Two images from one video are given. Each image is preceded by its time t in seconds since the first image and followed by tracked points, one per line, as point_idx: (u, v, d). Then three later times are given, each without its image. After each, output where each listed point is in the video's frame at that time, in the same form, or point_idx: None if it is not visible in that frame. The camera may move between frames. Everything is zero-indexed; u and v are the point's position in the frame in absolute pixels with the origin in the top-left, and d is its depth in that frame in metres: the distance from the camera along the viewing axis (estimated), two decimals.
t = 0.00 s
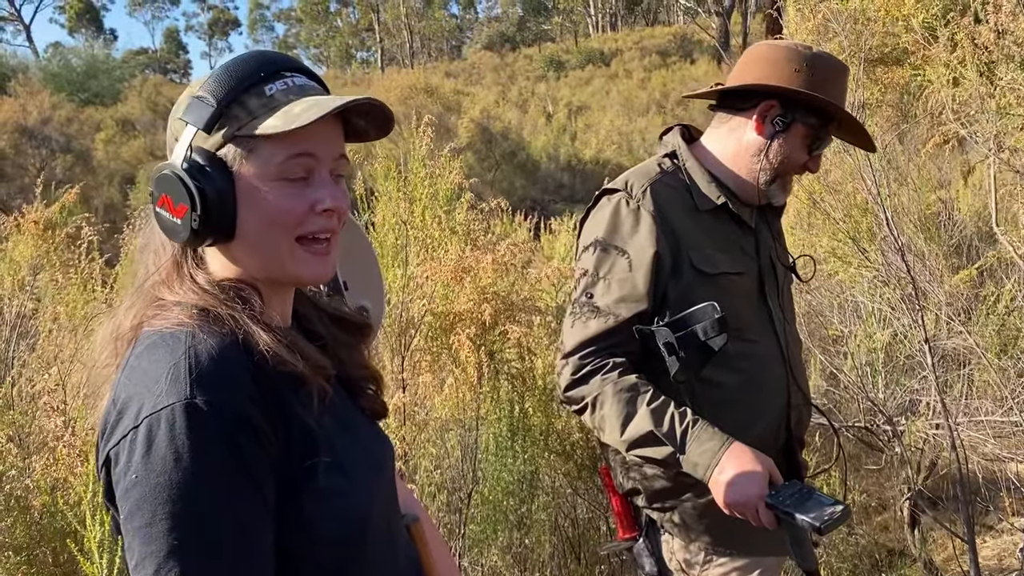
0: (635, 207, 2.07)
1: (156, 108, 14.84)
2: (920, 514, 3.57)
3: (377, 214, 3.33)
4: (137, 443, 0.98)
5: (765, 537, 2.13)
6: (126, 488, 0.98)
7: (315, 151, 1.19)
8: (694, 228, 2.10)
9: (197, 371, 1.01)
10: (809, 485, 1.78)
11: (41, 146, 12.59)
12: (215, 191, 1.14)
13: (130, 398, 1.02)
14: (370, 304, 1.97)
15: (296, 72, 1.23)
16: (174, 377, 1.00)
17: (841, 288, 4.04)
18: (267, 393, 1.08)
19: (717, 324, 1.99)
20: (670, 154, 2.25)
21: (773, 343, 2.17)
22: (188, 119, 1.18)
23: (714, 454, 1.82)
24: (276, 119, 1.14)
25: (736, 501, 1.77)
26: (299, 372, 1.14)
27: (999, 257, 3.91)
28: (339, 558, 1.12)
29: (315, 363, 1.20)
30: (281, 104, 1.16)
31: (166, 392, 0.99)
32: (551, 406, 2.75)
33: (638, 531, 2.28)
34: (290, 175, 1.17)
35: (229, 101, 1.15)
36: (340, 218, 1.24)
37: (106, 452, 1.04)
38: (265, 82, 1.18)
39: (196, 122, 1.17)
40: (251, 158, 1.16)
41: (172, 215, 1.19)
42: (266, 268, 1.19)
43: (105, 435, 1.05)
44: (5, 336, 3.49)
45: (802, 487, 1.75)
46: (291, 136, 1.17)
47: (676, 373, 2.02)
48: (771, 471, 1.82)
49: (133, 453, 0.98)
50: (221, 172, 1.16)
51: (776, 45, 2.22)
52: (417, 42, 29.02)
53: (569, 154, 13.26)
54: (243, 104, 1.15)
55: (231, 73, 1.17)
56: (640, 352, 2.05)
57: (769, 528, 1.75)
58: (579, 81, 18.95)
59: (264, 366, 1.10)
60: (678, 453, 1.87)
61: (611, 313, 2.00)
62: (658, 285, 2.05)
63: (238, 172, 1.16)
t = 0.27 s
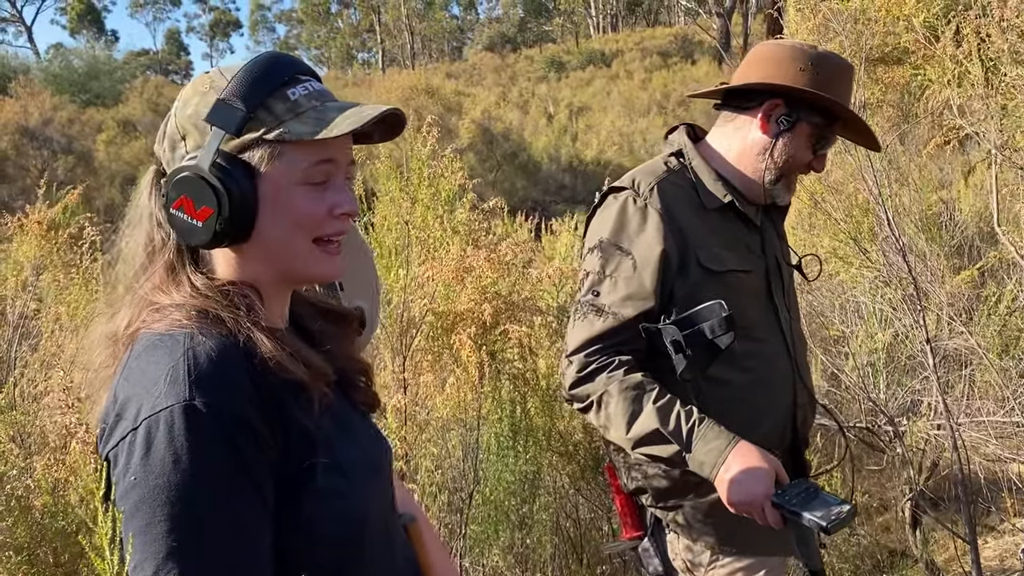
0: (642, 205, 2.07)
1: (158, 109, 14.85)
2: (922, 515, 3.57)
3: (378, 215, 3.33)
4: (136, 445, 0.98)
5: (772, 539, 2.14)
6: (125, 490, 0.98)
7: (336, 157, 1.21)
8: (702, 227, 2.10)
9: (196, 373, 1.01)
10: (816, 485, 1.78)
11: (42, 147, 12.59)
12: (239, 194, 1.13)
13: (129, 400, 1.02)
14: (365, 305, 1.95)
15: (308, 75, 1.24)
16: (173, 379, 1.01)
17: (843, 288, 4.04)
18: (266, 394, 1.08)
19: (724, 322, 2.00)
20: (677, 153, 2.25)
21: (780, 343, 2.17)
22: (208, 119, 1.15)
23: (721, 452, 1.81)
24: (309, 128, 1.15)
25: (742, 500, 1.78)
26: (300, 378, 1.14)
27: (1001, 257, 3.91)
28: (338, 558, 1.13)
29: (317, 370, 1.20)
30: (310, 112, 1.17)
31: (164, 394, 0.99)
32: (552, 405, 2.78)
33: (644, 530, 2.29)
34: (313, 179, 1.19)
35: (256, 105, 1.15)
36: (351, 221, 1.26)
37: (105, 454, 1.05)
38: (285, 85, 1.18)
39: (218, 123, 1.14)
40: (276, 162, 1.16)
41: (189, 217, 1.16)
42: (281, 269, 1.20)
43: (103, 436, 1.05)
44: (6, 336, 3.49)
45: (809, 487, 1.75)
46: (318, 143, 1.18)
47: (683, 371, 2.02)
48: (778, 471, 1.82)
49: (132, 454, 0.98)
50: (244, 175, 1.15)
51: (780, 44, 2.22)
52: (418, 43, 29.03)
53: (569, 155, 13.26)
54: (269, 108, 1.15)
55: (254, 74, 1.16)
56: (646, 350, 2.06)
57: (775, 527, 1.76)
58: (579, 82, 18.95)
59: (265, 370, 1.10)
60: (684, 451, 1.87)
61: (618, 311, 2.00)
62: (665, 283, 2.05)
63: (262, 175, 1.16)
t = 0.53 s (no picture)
0: (645, 206, 2.07)
1: (158, 110, 14.86)
2: (922, 515, 3.56)
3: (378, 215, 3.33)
4: (128, 446, 0.99)
5: (772, 538, 2.15)
6: (118, 491, 0.99)
7: (344, 166, 1.21)
8: (704, 227, 2.10)
9: (188, 375, 1.02)
10: (819, 484, 1.78)
11: (43, 147, 12.60)
12: (246, 198, 1.14)
13: (122, 401, 1.03)
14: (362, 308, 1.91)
15: (320, 83, 1.24)
16: (165, 381, 1.01)
17: (843, 288, 4.04)
18: (259, 396, 1.09)
19: (729, 321, 2.00)
20: (679, 153, 2.25)
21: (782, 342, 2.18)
22: (220, 123, 1.15)
23: (725, 450, 1.82)
24: (320, 136, 1.16)
25: (746, 499, 1.77)
26: (293, 384, 1.14)
27: (1001, 257, 3.91)
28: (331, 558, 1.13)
29: (312, 374, 1.20)
30: (321, 120, 1.18)
31: (157, 396, 1.00)
32: (552, 406, 2.76)
33: (646, 530, 2.28)
34: (320, 187, 1.19)
35: (268, 112, 1.15)
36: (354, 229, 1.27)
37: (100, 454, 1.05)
38: (298, 92, 1.19)
39: (230, 127, 1.14)
40: (286, 168, 1.17)
41: (195, 218, 1.15)
42: (280, 274, 1.20)
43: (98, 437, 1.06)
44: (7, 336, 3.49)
45: (813, 485, 1.75)
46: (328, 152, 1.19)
47: (687, 369, 2.02)
48: (781, 470, 1.82)
49: (125, 455, 0.99)
50: (252, 179, 1.15)
51: (781, 45, 2.23)
52: (418, 43, 29.04)
53: (569, 155, 13.26)
54: (281, 115, 1.16)
55: (267, 80, 1.17)
56: (648, 349, 2.06)
57: (779, 525, 1.76)
58: (579, 82, 18.95)
59: (258, 373, 1.10)
60: (688, 451, 1.88)
61: (620, 313, 2.00)
62: (668, 283, 2.06)
63: (271, 180, 1.17)
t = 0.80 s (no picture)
0: (643, 205, 2.07)
1: (158, 110, 14.87)
2: (922, 515, 3.56)
3: (378, 215, 3.33)
4: (127, 445, 0.99)
5: (770, 537, 2.14)
6: (116, 489, 0.99)
7: (344, 170, 1.21)
8: (703, 227, 2.10)
9: (187, 374, 1.01)
10: (817, 484, 1.78)
11: (43, 147, 12.59)
12: (244, 198, 1.13)
13: (120, 399, 1.02)
14: (361, 307, 1.89)
15: (324, 86, 1.24)
16: (164, 379, 1.00)
17: (842, 287, 4.04)
18: (258, 395, 1.08)
19: (726, 321, 1.99)
20: (677, 153, 2.25)
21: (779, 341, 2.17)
22: (222, 123, 1.14)
23: (722, 450, 1.81)
24: (321, 138, 1.16)
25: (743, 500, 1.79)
26: (293, 383, 1.13)
27: (1001, 256, 3.90)
28: (327, 558, 1.13)
29: (311, 374, 1.20)
30: (322, 123, 1.18)
31: (155, 394, 0.99)
32: (552, 405, 2.75)
33: (645, 529, 2.29)
34: (319, 190, 1.18)
35: (270, 112, 1.15)
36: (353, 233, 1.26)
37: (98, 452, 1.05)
38: (301, 94, 1.19)
39: (231, 126, 1.14)
40: (285, 170, 1.16)
41: (193, 217, 1.15)
42: (278, 275, 1.20)
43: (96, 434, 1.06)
44: (7, 336, 3.50)
45: (811, 485, 1.76)
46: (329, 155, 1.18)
47: (684, 369, 2.02)
48: (780, 469, 1.83)
49: (123, 453, 0.98)
50: (251, 179, 1.15)
51: (780, 44, 2.22)
52: (418, 43, 29.04)
53: (569, 155, 13.26)
54: (282, 116, 1.16)
55: (270, 81, 1.17)
56: (646, 349, 2.06)
57: (776, 525, 1.77)
58: (579, 82, 18.96)
59: (257, 372, 1.10)
60: (685, 450, 1.87)
61: (618, 312, 2.00)
62: (665, 283, 2.05)
63: (269, 182, 1.16)
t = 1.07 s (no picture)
0: (639, 205, 2.08)
1: (157, 109, 14.86)
2: (920, 514, 3.56)
3: (377, 214, 3.34)
4: (126, 445, 0.99)
5: (765, 535, 2.15)
6: (115, 489, 0.99)
7: (337, 168, 1.21)
8: (699, 228, 2.10)
9: (186, 374, 1.02)
10: (812, 483, 1.77)
11: (42, 147, 12.58)
12: (237, 195, 1.13)
13: (119, 399, 1.03)
14: (357, 305, 1.89)
15: (318, 85, 1.25)
16: (163, 379, 1.01)
17: (841, 287, 4.05)
18: (256, 395, 1.09)
19: (717, 322, 1.98)
20: (674, 152, 2.26)
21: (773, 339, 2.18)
22: (215, 121, 1.15)
23: (716, 450, 1.82)
24: (313, 136, 1.16)
25: (737, 500, 1.78)
26: (292, 385, 1.15)
27: (999, 256, 3.90)
28: (326, 557, 1.13)
29: (309, 376, 1.21)
30: (315, 122, 1.18)
31: (154, 394, 1.00)
32: (549, 404, 2.72)
33: (641, 528, 2.29)
34: (313, 187, 1.19)
35: (262, 111, 1.15)
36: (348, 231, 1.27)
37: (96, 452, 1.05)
38: (294, 92, 1.19)
39: (224, 125, 1.14)
40: (277, 168, 1.16)
41: (186, 214, 1.15)
42: (272, 273, 1.20)
43: (95, 434, 1.06)
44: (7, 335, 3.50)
45: (805, 483, 1.74)
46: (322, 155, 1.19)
47: (677, 369, 2.01)
48: (772, 468, 1.82)
49: (122, 453, 0.99)
50: (244, 177, 1.15)
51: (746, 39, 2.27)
52: (416, 43, 29.03)
53: (568, 154, 13.26)
54: (275, 114, 1.16)
55: (264, 79, 1.17)
56: (641, 349, 2.07)
57: (769, 524, 1.76)
58: (578, 81, 18.96)
59: (255, 371, 1.10)
60: (679, 450, 1.87)
61: (614, 312, 2.00)
62: (660, 283, 2.04)
63: (263, 179, 1.16)
